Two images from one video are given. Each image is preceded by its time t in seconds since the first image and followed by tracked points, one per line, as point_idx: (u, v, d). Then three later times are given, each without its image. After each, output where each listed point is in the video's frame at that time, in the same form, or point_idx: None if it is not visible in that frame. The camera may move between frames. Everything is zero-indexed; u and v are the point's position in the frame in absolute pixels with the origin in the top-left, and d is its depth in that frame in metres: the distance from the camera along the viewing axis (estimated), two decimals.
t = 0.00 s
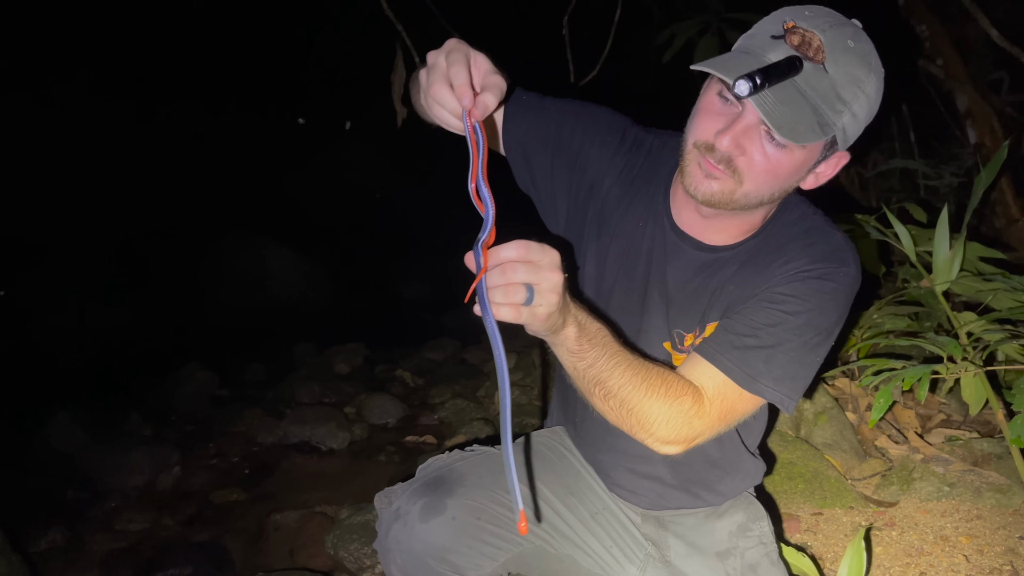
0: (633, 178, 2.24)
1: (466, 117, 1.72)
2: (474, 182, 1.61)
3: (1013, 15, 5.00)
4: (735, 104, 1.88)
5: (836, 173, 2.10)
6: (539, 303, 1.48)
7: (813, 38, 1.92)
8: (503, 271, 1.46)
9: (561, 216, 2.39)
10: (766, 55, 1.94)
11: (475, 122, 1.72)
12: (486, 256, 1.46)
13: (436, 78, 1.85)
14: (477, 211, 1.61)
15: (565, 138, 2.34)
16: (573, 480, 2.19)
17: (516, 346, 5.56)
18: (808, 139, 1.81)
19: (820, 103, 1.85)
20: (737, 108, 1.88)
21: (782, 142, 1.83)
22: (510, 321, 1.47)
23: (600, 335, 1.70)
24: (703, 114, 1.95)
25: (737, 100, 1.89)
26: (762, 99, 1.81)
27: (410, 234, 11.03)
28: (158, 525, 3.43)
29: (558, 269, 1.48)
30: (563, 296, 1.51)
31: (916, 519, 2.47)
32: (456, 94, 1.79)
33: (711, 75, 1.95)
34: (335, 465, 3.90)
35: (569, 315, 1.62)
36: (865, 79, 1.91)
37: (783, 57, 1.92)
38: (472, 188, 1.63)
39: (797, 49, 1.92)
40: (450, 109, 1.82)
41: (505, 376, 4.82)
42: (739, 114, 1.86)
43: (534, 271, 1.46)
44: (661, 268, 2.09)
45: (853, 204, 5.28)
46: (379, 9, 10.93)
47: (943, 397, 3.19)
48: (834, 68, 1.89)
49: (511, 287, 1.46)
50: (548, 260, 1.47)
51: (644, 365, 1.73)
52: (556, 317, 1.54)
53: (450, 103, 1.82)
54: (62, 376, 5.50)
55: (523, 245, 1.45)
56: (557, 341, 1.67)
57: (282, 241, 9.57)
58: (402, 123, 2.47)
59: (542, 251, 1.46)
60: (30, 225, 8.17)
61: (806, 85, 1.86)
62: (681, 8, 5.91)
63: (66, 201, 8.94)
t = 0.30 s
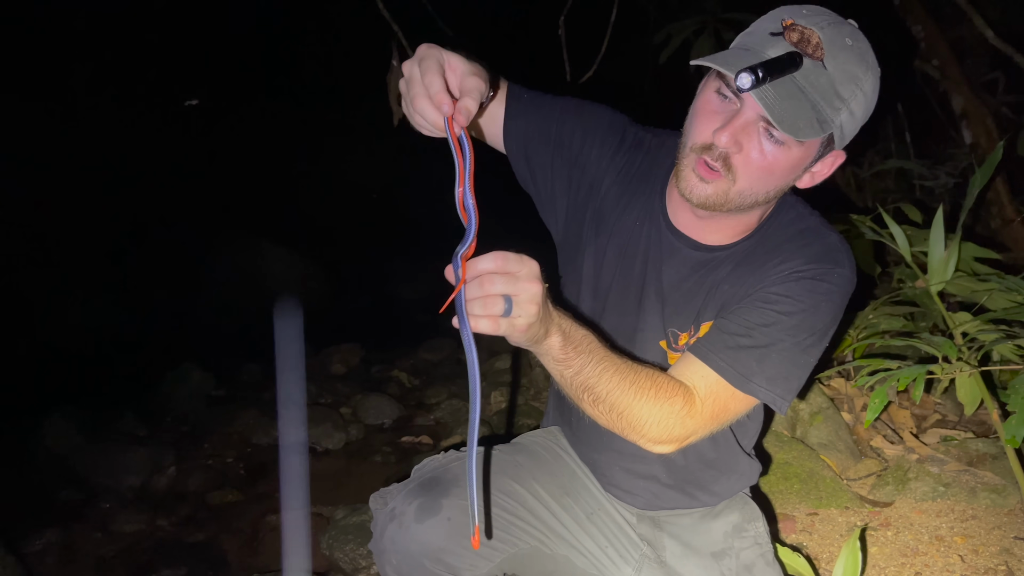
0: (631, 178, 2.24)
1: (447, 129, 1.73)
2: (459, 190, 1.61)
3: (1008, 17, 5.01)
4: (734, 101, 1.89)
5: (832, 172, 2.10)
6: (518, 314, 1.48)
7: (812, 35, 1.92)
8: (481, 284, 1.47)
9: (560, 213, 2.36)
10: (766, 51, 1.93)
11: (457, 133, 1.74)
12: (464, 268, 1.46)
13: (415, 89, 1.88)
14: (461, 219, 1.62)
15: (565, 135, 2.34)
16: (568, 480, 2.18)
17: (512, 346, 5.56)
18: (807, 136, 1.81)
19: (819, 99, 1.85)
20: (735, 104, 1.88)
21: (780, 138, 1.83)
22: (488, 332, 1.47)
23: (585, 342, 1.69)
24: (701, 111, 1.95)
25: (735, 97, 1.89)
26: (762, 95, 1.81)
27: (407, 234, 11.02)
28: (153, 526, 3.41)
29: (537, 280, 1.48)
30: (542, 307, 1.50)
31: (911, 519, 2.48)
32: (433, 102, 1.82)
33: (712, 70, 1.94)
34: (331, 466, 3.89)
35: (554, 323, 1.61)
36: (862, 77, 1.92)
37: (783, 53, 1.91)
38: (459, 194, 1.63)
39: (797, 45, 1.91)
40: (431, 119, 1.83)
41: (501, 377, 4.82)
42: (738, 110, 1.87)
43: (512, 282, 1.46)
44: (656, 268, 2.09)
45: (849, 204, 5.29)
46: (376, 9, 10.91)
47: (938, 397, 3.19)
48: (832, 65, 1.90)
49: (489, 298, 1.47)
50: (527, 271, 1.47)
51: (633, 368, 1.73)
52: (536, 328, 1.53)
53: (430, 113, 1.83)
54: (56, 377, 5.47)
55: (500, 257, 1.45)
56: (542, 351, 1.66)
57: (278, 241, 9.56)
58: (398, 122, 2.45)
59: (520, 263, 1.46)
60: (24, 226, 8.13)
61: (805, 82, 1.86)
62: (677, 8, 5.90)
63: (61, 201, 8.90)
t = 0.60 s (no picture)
0: (628, 179, 2.24)
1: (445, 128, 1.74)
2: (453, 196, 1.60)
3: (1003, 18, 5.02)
4: (733, 102, 1.89)
5: (829, 169, 2.11)
6: (510, 324, 1.48)
7: (807, 34, 1.93)
8: (472, 293, 1.47)
9: (559, 217, 2.35)
10: (763, 52, 1.92)
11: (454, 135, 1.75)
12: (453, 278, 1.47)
13: (408, 103, 1.86)
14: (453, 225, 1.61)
15: (561, 140, 2.33)
16: (564, 481, 2.18)
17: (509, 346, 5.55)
18: (809, 134, 1.83)
19: (819, 98, 1.86)
20: (735, 106, 1.88)
21: (782, 137, 1.85)
22: (479, 342, 1.47)
23: (580, 348, 1.70)
24: (700, 114, 1.95)
25: (735, 98, 1.89)
26: (766, 96, 1.82)
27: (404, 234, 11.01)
28: (148, 527, 3.41)
29: (529, 288, 1.49)
30: (534, 314, 1.50)
31: (905, 519, 2.48)
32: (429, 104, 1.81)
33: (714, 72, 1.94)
34: (327, 466, 3.89)
35: (547, 331, 1.62)
36: (858, 74, 1.93)
37: (780, 54, 1.91)
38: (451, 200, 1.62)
39: (794, 45, 1.92)
40: (428, 125, 1.82)
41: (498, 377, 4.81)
42: (738, 111, 1.87)
43: (503, 291, 1.46)
44: (653, 269, 2.09)
45: (845, 205, 5.30)
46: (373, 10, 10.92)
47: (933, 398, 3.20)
48: (830, 63, 1.91)
49: (480, 308, 1.47)
50: (518, 280, 1.48)
51: (628, 371, 1.74)
52: (530, 336, 1.53)
53: (427, 118, 1.81)
54: (52, 377, 5.46)
55: (491, 266, 1.46)
56: (536, 359, 1.67)
57: (275, 242, 9.56)
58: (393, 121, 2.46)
59: (511, 271, 1.48)
60: (20, 226, 8.12)
61: (805, 80, 1.86)
62: (674, 8, 5.91)
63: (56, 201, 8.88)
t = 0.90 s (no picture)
0: (621, 183, 2.23)
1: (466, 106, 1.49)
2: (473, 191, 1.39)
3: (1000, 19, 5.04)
4: (741, 97, 1.91)
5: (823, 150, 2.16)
6: (532, 311, 1.46)
7: (795, 18, 1.98)
8: (494, 281, 1.43)
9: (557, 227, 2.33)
10: (762, 43, 1.92)
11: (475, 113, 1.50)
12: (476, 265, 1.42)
13: (422, 113, 1.62)
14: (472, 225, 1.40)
15: (551, 148, 2.32)
16: (563, 481, 2.17)
17: (506, 347, 5.55)
18: (825, 109, 1.90)
19: (824, 77, 1.91)
20: (744, 101, 1.91)
21: (798, 118, 1.90)
22: (502, 329, 1.43)
23: (599, 347, 1.69)
24: (704, 116, 1.94)
25: (741, 93, 1.92)
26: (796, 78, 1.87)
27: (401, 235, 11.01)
28: (145, 527, 3.40)
29: (550, 277, 1.48)
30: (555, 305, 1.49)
31: (904, 520, 2.48)
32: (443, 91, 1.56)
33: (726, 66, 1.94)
34: (324, 467, 3.88)
35: (566, 328, 1.61)
36: (846, 49, 2.00)
37: (780, 41, 1.92)
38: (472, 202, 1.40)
39: (787, 30, 1.94)
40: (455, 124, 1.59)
41: (495, 378, 4.81)
42: (750, 106, 1.90)
43: (526, 278, 1.44)
44: (654, 274, 2.08)
45: (843, 205, 5.30)
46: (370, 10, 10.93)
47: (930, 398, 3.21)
48: (824, 41, 1.96)
49: (502, 295, 1.43)
50: (540, 268, 1.47)
51: (643, 374, 1.72)
52: (549, 331, 1.53)
53: (453, 117, 1.59)
54: (48, 377, 5.45)
55: (512, 254, 1.44)
56: (556, 355, 1.66)
57: (272, 242, 9.55)
58: (392, 122, 2.44)
59: (533, 260, 1.46)
60: (17, 226, 8.11)
61: (812, 61, 1.90)
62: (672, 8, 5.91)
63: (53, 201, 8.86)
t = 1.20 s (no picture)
0: (612, 187, 2.22)
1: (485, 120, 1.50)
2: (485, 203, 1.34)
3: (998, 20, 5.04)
4: (710, 96, 1.88)
5: (811, 144, 2.15)
6: (549, 322, 1.45)
7: (763, 14, 1.98)
8: (509, 292, 1.42)
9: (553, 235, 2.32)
10: (727, 39, 1.93)
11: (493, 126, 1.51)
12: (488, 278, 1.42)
13: (431, 134, 1.59)
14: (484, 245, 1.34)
15: (541, 159, 2.31)
16: (561, 482, 2.17)
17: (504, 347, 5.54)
18: (793, 105, 1.84)
19: (793, 70, 1.89)
20: (713, 99, 1.88)
21: (767, 118, 1.85)
22: (519, 343, 1.43)
23: (616, 356, 1.67)
24: (676, 117, 1.93)
25: (711, 93, 1.89)
26: (751, 79, 1.83)
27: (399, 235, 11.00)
28: (142, 528, 3.39)
29: (566, 287, 1.46)
30: (571, 314, 1.48)
31: (902, 521, 2.48)
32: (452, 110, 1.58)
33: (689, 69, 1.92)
34: (322, 467, 3.87)
35: (586, 335, 1.58)
36: (819, 41, 1.99)
37: (744, 38, 1.93)
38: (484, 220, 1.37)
39: (754, 26, 1.95)
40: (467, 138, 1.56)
41: (492, 378, 4.80)
42: (719, 104, 1.87)
43: (542, 290, 1.43)
44: (649, 277, 2.07)
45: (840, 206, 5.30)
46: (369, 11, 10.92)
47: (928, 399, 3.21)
48: (792, 36, 1.96)
49: (518, 307, 1.43)
50: (554, 279, 1.45)
51: (656, 382, 1.72)
52: (567, 340, 1.51)
53: (463, 131, 1.56)
54: (46, 378, 5.43)
55: (527, 265, 1.42)
56: (574, 366, 1.63)
57: (270, 242, 9.53)
58: (391, 123, 2.44)
59: (547, 270, 1.45)
60: (15, 226, 8.09)
61: (776, 56, 1.89)
62: (670, 9, 5.91)
63: (51, 201, 8.85)
